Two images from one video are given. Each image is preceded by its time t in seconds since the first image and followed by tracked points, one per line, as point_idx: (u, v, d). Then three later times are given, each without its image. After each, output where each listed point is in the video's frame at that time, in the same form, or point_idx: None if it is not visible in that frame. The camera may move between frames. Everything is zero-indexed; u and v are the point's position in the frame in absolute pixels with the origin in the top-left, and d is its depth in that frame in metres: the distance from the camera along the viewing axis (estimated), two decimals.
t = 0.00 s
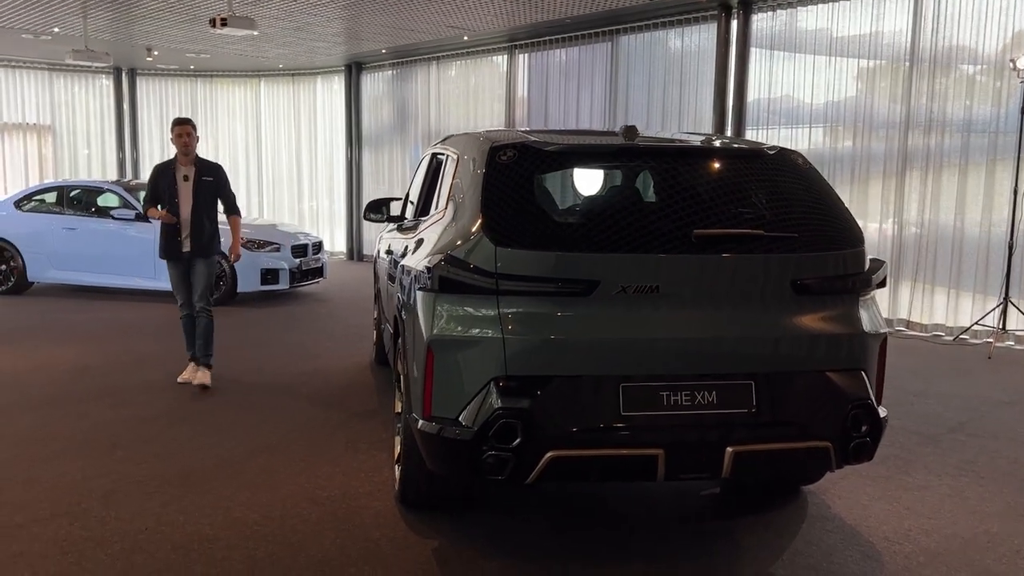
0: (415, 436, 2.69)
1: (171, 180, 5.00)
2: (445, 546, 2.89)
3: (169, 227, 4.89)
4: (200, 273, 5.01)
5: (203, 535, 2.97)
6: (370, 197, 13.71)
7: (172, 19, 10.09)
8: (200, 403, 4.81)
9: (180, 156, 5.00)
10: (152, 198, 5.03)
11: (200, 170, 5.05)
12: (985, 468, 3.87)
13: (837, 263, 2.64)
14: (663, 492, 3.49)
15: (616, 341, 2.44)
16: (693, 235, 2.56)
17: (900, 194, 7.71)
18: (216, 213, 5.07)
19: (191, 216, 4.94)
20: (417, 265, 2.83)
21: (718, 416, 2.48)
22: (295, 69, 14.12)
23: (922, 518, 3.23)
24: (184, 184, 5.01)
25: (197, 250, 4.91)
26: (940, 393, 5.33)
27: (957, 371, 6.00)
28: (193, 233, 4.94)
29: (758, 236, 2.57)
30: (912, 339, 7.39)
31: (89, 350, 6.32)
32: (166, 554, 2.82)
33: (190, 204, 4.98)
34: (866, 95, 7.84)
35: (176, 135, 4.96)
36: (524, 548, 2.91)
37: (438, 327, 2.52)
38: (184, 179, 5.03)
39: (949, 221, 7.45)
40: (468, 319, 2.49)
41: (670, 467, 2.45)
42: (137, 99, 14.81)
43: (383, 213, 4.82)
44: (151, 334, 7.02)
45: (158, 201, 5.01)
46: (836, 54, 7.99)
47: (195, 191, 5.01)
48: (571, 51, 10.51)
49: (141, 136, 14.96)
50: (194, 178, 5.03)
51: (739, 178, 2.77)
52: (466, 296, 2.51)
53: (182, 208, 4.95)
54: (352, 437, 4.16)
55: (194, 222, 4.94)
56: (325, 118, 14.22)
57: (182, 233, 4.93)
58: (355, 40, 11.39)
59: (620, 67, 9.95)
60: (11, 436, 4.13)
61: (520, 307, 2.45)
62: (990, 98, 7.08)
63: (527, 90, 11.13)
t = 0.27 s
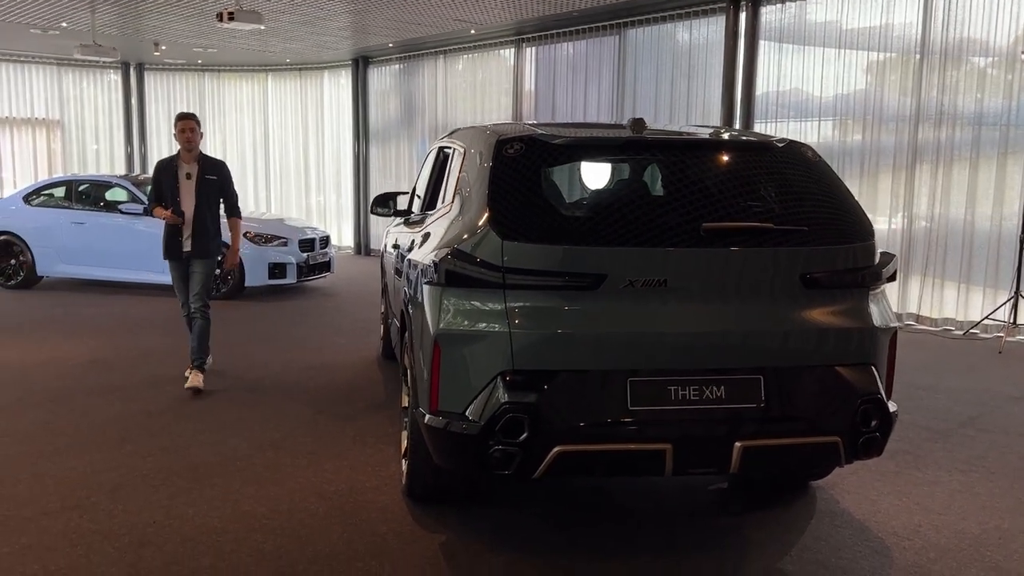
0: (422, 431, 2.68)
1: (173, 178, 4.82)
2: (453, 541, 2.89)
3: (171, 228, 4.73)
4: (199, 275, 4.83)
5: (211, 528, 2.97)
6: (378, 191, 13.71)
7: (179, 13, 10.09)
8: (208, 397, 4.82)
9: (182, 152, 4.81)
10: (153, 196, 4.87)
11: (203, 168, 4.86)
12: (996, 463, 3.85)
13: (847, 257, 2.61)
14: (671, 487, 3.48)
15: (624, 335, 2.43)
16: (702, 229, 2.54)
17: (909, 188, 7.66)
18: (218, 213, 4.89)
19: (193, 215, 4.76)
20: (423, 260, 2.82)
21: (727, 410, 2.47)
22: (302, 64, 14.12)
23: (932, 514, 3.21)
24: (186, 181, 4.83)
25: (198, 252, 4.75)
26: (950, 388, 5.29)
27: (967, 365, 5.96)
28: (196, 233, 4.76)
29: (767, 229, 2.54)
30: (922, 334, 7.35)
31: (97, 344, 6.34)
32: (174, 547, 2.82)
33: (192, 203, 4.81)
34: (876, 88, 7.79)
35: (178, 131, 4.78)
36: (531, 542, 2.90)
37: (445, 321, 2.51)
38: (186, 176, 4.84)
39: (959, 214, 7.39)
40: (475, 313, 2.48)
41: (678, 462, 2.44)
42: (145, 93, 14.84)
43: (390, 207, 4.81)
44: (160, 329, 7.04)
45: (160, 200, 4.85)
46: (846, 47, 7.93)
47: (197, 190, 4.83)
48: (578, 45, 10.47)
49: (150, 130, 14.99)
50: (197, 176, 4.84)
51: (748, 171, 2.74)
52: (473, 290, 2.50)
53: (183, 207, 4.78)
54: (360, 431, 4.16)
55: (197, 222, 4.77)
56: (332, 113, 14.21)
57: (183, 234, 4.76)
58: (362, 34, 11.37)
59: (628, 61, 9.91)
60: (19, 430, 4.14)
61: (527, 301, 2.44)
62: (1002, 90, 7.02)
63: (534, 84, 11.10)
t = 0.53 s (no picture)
0: (427, 425, 2.67)
1: (173, 169, 4.72)
2: (458, 535, 2.88)
3: (170, 221, 4.65)
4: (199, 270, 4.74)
5: (216, 522, 2.97)
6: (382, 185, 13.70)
7: (183, 8, 10.08)
8: (212, 391, 4.82)
9: (184, 143, 4.69)
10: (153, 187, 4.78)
11: (205, 159, 4.74)
12: (1004, 457, 3.83)
13: (854, 250, 2.59)
14: (676, 482, 3.47)
15: (630, 329, 2.42)
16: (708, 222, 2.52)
17: (916, 181, 7.62)
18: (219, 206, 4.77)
19: (192, 209, 4.66)
20: (428, 253, 2.81)
21: (733, 404, 2.45)
22: (306, 58, 14.10)
23: (940, 509, 3.20)
24: (187, 173, 4.72)
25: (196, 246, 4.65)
26: (957, 382, 5.27)
27: (975, 359, 5.93)
28: (194, 227, 4.66)
29: (774, 222, 2.53)
30: (929, 329, 7.32)
31: (103, 339, 6.35)
32: (179, 541, 2.82)
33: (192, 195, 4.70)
34: (882, 80, 7.74)
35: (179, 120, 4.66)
36: (536, 537, 2.90)
37: (450, 315, 2.50)
38: (186, 167, 4.73)
39: (966, 208, 7.35)
40: (480, 307, 2.46)
41: (684, 456, 2.42)
42: (150, 88, 14.84)
43: (395, 201, 4.79)
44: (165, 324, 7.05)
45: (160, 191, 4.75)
46: (852, 40, 7.88)
47: (197, 182, 4.72)
48: (583, 38, 10.44)
49: (154, 125, 15.00)
50: (197, 168, 4.72)
51: (754, 164, 2.73)
52: (478, 284, 2.48)
53: (182, 199, 4.68)
54: (365, 426, 4.16)
55: (196, 216, 4.66)
56: (336, 107, 14.20)
57: (183, 227, 4.67)
58: (366, 28, 11.35)
59: (633, 54, 9.87)
60: (25, 425, 4.15)
61: (532, 295, 2.43)
62: (1009, 83, 6.96)
63: (539, 78, 11.06)
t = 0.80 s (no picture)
0: (428, 419, 2.67)
1: (168, 165, 4.67)
2: (459, 530, 2.88)
3: (168, 218, 4.60)
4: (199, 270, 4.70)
5: (216, 518, 2.97)
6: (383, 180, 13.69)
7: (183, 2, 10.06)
8: (213, 386, 4.81)
9: (179, 138, 4.65)
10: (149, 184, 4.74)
11: (201, 154, 4.70)
12: (1006, 450, 3.82)
13: (855, 243, 2.58)
14: (677, 476, 3.47)
15: (630, 323, 2.41)
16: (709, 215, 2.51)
17: (919, 174, 7.59)
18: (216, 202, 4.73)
19: (189, 206, 4.63)
20: (429, 248, 2.80)
21: (734, 398, 2.44)
22: (307, 52, 14.07)
23: (941, 502, 3.19)
24: (183, 169, 4.68)
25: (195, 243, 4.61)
26: (959, 375, 5.26)
27: (976, 353, 5.92)
28: (192, 223, 4.63)
29: (775, 216, 2.51)
30: (931, 322, 7.31)
31: (104, 334, 6.35)
32: (179, 536, 2.82)
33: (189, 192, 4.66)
34: (885, 73, 7.71)
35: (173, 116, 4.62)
36: (537, 531, 2.90)
37: (450, 309, 2.50)
38: (182, 163, 4.69)
39: (968, 201, 7.33)
40: (480, 301, 2.46)
41: (685, 450, 2.42)
42: (150, 82, 14.82)
43: (395, 195, 4.77)
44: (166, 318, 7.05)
45: (156, 188, 4.71)
46: (854, 33, 7.84)
47: (193, 178, 4.68)
48: (584, 31, 10.41)
49: (155, 120, 14.99)
50: (193, 163, 4.68)
51: (755, 157, 2.71)
52: (478, 279, 2.48)
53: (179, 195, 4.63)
54: (365, 420, 4.16)
55: (194, 212, 4.63)
56: (337, 101, 14.18)
57: (181, 224, 4.63)
58: (367, 22, 11.32)
59: (634, 48, 9.84)
60: (26, 420, 4.15)
61: (532, 289, 2.42)
62: (1012, 76, 6.93)
63: (540, 71, 11.03)
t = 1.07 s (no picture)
0: (425, 416, 2.67)
1: (154, 166, 4.50)
2: (457, 526, 2.88)
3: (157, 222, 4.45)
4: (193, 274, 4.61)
5: (213, 515, 2.97)
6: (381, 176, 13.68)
7: None
8: (210, 383, 4.81)
9: (165, 138, 4.48)
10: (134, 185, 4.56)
11: (188, 154, 4.53)
12: (1003, 446, 3.83)
13: (853, 239, 2.58)
14: (675, 472, 3.47)
15: (627, 320, 2.41)
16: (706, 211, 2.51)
17: (916, 169, 7.59)
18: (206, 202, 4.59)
19: (179, 209, 4.48)
20: (426, 245, 2.79)
21: (731, 394, 2.44)
22: (305, 49, 14.05)
23: (938, 498, 3.20)
24: (170, 170, 4.51)
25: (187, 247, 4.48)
26: (957, 371, 5.26)
27: (974, 348, 5.93)
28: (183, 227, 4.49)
29: (772, 212, 2.51)
30: (929, 317, 7.32)
31: (101, 331, 6.34)
32: (177, 534, 2.82)
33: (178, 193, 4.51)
34: (882, 68, 7.70)
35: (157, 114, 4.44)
36: (535, 528, 2.90)
37: (447, 306, 2.49)
38: (169, 164, 4.52)
39: (966, 196, 7.33)
40: (477, 298, 2.46)
41: (682, 446, 2.42)
42: (147, 79, 14.78)
43: (393, 192, 4.77)
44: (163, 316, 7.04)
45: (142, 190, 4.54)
46: (852, 28, 7.84)
47: (181, 179, 4.51)
48: (582, 27, 10.40)
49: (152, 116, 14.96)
50: (180, 163, 4.51)
51: (753, 153, 2.71)
52: (476, 276, 2.47)
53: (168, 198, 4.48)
54: (363, 417, 4.16)
55: (184, 215, 4.49)
56: (334, 97, 14.16)
57: (171, 227, 4.49)
58: (364, 18, 11.30)
59: (632, 43, 9.83)
60: (23, 418, 4.14)
61: (529, 286, 2.42)
62: (1010, 71, 6.93)
63: (538, 67, 11.02)
